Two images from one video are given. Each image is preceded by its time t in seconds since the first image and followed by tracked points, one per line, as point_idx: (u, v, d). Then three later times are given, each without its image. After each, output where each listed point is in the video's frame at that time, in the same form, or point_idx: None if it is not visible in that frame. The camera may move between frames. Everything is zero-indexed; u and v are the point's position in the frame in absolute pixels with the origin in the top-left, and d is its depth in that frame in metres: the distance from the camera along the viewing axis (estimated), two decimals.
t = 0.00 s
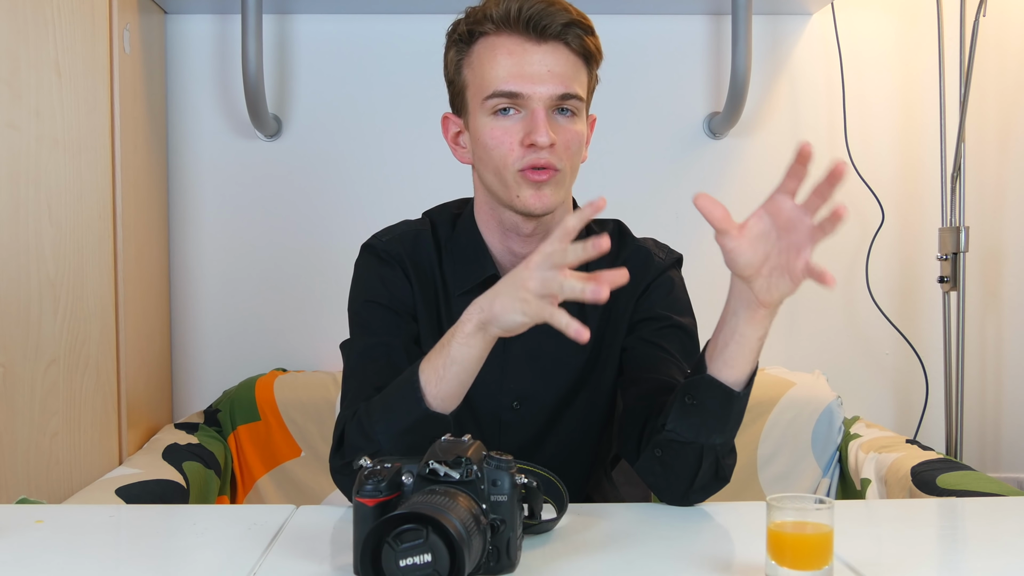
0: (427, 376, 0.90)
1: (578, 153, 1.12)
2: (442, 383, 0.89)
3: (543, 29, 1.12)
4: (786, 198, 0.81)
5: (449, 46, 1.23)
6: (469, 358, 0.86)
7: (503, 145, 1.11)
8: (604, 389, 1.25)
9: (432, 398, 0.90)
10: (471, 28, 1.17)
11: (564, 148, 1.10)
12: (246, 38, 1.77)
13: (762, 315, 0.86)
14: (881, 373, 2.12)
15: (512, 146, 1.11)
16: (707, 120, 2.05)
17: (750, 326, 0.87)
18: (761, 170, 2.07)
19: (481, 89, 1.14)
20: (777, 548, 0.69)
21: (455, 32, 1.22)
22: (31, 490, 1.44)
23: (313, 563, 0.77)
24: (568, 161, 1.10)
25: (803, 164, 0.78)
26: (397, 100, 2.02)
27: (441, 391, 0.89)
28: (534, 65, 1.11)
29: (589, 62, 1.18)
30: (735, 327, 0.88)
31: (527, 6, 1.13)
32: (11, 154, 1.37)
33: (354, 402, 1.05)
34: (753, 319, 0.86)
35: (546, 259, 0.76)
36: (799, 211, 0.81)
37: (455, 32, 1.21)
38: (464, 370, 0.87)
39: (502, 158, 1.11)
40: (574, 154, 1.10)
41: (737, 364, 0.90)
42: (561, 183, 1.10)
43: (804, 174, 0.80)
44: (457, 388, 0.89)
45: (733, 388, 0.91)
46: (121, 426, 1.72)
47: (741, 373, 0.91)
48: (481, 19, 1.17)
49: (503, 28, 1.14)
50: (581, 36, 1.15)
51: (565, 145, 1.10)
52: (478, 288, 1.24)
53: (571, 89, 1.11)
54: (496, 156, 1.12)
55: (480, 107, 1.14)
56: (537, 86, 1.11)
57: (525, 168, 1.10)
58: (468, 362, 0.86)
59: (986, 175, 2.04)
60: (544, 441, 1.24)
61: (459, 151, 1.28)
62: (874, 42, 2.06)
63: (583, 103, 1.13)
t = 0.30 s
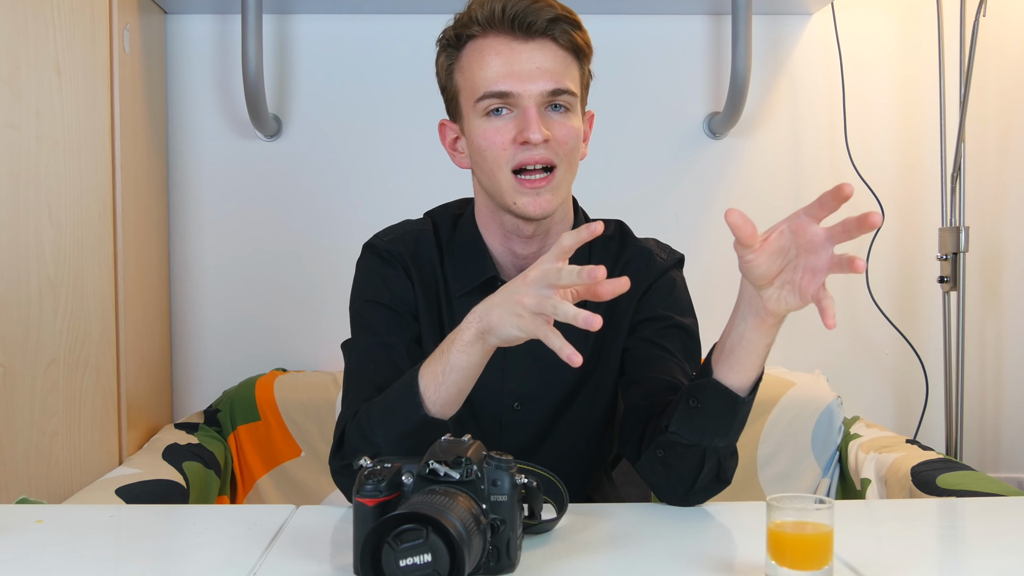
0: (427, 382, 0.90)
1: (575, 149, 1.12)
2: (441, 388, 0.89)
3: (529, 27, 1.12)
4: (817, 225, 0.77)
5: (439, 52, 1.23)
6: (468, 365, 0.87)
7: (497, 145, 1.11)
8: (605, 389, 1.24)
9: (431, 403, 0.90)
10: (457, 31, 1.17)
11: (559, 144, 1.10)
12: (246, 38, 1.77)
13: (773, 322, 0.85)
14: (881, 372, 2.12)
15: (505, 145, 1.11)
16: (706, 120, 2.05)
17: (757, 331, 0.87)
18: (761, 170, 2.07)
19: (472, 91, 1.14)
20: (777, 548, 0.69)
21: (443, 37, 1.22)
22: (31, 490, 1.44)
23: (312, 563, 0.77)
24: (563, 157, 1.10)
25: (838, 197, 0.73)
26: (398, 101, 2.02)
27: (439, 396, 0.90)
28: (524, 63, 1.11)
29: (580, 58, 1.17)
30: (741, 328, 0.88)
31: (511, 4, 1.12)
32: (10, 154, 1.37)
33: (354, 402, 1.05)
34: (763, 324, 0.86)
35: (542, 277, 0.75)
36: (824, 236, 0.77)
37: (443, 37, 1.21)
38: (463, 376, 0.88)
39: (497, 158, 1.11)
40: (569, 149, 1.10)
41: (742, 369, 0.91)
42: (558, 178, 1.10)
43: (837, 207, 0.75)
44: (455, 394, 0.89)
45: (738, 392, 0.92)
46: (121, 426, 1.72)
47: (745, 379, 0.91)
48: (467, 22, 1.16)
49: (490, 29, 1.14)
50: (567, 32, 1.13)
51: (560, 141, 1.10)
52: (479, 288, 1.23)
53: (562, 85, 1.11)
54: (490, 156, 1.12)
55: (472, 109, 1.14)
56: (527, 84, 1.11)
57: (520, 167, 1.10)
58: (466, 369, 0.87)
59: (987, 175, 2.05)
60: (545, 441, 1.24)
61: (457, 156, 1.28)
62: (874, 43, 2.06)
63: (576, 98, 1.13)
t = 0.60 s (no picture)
0: (456, 376, 1.05)
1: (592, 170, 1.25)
2: (470, 382, 1.04)
3: (567, 56, 1.23)
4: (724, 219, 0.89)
5: (473, 65, 1.33)
6: (501, 361, 1.02)
7: (528, 161, 1.22)
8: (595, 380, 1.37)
9: (460, 398, 1.04)
10: (498, 51, 1.28)
11: (582, 166, 1.22)
12: (271, 59, 1.90)
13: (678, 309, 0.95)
14: (849, 366, 2.26)
15: (536, 161, 1.22)
16: (689, 135, 2.18)
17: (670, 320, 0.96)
18: (739, 181, 2.20)
19: (507, 108, 1.24)
20: (753, 524, 0.80)
21: (481, 53, 1.32)
22: (75, 471, 1.56)
23: (331, 536, 0.89)
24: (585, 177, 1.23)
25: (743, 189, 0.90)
26: (397, 116, 2.14)
27: (467, 391, 1.04)
28: (558, 88, 1.22)
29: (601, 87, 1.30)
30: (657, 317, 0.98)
31: (555, 34, 1.23)
32: (57, 167, 1.51)
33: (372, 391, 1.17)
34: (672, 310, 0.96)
35: (503, 252, 1.00)
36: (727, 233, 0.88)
37: (482, 53, 1.31)
38: (493, 373, 1.03)
39: (527, 172, 1.22)
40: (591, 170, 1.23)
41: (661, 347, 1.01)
42: (578, 195, 1.23)
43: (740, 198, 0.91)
44: (481, 391, 1.04)
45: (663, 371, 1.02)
46: (156, 413, 1.83)
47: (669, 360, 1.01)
48: (509, 43, 1.27)
49: (530, 53, 1.25)
50: (598, 65, 1.27)
51: (584, 163, 1.22)
52: (488, 288, 1.36)
53: (590, 111, 1.23)
54: (520, 170, 1.23)
55: (506, 124, 1.24)
56: (560, 107, 1.21)
57: (546, 183, 1.22)
58: (497, 365, 1.02)
59: (945, 189, 2.18)
60: (542, 429, 1.37)
61: (476, 164, 1.39)
62: (842, 66, 2.19)
63: (598, 124, 1.25)
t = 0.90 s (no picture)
0: (456, 374, 1.05)
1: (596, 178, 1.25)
2: (470, 378, 1.04)
3: (570, 65, 1.22)
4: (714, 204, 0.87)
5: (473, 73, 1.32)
6: (500, 357, 1.02)
7: (533, 172, 1.23)
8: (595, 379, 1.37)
9: (460, 393, 1.04)
10: (499, 60, 1.27)
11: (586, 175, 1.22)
12: (270, 59, 1.90)
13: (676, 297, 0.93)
14: (849, 366, 2.25)
15: (541, 173, 1.22)
16: (689, 135, 2.18)
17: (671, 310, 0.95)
18: (739, 180, 2.20)
19: (510, 119, 1.24)
20: (753, 524, 0.80)
21: (481, 61, 1.31)
22: (74, 471, 1.56)
23: (330, 536, 0.89)
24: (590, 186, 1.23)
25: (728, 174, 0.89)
26: (398, 116, 2.14)
27: (468, 386, 1.04)
28: (561, 98, 1.21)
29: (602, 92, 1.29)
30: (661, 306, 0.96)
31: (557, 42, 1.23)
32: (57, 166, 1.51)
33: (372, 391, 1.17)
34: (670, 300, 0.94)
35: (505, 246, 1.02)
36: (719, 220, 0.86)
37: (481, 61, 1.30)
38: (492, 369, 1.03)
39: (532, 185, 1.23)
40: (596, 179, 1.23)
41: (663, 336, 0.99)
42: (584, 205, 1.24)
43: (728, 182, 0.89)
44: (481, 386, 1.04)
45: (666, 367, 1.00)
46: (156, 414, 1.83)
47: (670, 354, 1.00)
48: (510, 51, 1.27)
49: (532, 62, 1.25)
50: (599, 71, 1.26)
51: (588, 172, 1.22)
52: (486, 288, 1.36)
53: (593, 120, 1.22)
54: (525, 182, 1.23)
55: (508, 135, 1.24)
56: (564, 118, 1.21)
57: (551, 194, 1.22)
58: (497, 360, 1.02)
59: (946, 188, 2.19)
60: (542, 428, 1.38)
61: (476, 169, 1.39)
62: (841, 66, 2.19)
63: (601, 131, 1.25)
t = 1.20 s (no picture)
0: (457, 374, 1.05)
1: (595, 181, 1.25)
2: (471, 377, 1.04)
3: (569, 69, 1.22)
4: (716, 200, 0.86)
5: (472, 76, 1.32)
6: (502, 356, 1.02)
7: (531, 175, 1.23)
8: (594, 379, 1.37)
9: (461, 392, 1.04)
10: (498, 63, 1.27)
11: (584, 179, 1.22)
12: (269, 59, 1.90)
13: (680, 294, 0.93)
14: (848, 365, 2.25)
15: (540, 176, 1.23)
16: (689, 135, 2.18)
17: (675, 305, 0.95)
18: (739, 180, 2.20)
19: (509, 122, 1.24)
20: (753, 524, 0.80)
21: (480, 63, 1.31)
22: (74, 472, 1.56)
23: (331, 536, 0.89)
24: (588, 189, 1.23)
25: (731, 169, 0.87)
26: (398, 116, 2.14)
27: (468, 385, 1.04)
28: (560, 102, 1.21)
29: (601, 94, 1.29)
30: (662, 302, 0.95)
31: (556, 46, 1.22)
32: (57, 166, 1.51)
33: (372, 391, 1.17)
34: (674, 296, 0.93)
35: (507, 245, 1.01)
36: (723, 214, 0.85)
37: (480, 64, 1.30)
38: (493, 368, 1.03)
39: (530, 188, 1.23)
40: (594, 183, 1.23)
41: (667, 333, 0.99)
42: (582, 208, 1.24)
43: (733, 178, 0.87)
44: (483, 385, 1.03)
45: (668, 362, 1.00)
46: (156, 414, 1.83)
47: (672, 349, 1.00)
48: (509, 54, 1.26)
49: (531, 66, 1.24)
50: (599, 74, 1.26)
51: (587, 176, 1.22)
52: (486, 289, 1.36)
53: (592, 124, 1.22)
54: (523, 185, 1.24)
55: (507, 139, 1.24)
56: (562, 122, 1.21)
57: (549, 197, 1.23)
58: (498, 360, 1.02)
59: (945, 188, 2.19)
60: (542, 428, 1.38)
61: (475, 170, 1.39)
62: (842, 66, 2.19)
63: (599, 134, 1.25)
